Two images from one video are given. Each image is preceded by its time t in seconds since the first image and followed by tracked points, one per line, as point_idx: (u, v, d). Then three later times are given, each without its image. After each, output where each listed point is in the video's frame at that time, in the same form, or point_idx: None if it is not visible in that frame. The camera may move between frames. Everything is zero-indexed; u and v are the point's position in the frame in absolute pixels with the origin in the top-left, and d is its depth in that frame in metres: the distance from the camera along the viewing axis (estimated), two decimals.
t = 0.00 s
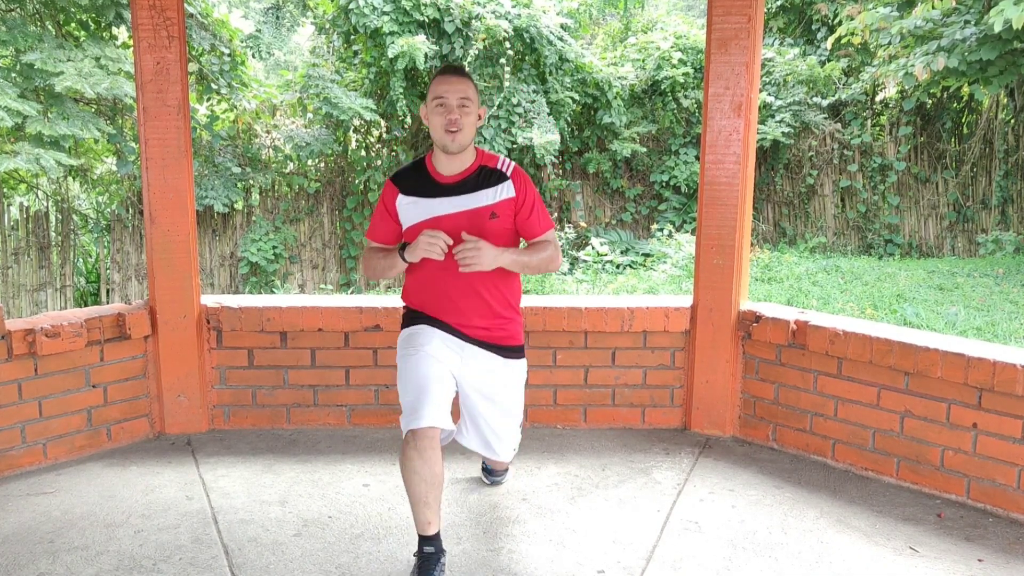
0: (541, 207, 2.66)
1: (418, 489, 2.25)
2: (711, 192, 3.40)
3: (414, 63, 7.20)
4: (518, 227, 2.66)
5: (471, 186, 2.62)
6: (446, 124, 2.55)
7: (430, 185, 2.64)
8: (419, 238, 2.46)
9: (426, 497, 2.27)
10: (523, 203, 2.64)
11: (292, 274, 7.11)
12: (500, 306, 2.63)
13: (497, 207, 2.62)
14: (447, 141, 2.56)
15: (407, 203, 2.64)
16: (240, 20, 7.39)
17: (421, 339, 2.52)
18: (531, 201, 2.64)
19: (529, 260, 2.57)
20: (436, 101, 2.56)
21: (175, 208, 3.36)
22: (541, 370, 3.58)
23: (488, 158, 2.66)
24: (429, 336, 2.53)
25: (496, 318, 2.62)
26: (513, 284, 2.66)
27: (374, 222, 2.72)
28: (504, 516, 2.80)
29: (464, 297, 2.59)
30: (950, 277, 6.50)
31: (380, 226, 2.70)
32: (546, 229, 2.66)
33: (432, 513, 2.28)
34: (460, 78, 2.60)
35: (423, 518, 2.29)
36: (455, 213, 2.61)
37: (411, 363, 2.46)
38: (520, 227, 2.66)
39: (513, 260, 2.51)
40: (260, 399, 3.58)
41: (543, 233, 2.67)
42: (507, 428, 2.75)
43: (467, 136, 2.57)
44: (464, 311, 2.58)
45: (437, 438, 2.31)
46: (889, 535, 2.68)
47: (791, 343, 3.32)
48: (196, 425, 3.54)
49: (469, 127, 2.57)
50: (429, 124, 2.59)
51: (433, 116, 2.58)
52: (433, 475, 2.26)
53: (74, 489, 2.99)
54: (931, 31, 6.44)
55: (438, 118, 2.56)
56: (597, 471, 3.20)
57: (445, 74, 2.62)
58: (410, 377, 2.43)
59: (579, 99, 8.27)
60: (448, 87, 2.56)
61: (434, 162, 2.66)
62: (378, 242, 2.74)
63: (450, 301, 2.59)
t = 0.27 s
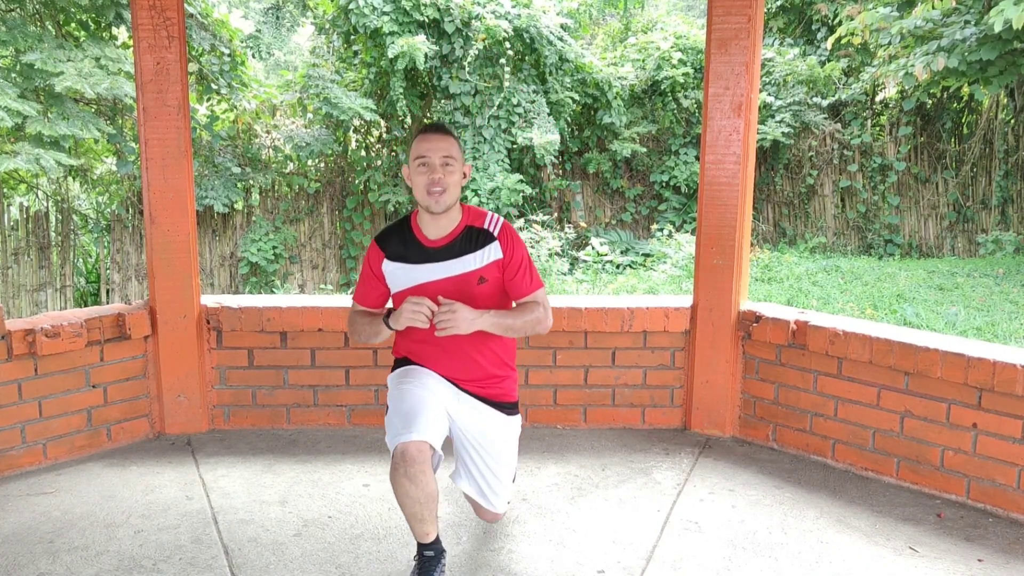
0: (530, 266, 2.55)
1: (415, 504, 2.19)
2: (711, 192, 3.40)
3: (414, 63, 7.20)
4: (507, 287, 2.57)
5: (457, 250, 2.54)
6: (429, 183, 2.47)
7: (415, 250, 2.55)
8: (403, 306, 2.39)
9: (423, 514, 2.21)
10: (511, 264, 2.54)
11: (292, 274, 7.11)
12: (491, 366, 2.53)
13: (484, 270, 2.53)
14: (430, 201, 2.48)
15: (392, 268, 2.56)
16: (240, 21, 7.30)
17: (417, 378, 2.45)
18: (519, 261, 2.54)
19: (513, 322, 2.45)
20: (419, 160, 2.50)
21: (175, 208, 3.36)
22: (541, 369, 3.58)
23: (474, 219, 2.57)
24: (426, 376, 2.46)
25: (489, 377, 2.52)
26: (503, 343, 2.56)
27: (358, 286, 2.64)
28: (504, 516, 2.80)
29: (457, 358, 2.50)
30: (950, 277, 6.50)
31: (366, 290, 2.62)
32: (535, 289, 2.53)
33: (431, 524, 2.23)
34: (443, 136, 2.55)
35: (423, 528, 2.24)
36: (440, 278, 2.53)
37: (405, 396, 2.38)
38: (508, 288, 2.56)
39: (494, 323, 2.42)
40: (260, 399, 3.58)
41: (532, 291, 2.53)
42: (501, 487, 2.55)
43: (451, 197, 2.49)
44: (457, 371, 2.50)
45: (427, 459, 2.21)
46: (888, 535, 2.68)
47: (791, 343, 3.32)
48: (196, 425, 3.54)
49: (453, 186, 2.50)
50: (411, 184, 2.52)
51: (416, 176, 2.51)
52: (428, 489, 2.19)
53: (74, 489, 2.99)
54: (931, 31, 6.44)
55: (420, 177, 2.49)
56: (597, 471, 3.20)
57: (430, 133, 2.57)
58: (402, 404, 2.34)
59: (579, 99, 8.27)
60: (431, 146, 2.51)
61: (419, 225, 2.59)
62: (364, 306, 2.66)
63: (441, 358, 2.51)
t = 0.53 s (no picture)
0: (531, 277, 2.58)
1: (413, 503, 2.18)
2: (711, 192, 3.40)
3: (414, 63, 7.20)
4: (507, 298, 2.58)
5: (457, 260, 2.55)
6: (430, 188, 2.48)
7: (416, 260, 2.57)
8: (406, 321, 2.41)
9: (421, 513, 2.20)
10: (510, 274, 2.56)
11: (292, 274, 7.11)
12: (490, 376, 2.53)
13: (484, 280, 2.55)
14: (431, 207, 2.48)
15: (394, 277, 2.58)
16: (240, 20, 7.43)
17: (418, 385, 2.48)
18: (520, 271, 2.56)
19: (515, 333, 2.47)
20: (421, 167, 2.51)
21: (175, 208, 3.36)
22: (541, 369, 3.58)
23: (476, 228, 2.59)
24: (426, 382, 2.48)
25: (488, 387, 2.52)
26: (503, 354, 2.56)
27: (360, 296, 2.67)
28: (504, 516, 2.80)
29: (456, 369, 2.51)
30: (951, 277, 6.50)
31: (368, 298, 2.65)
32: (535, 300, 2.56)
33: (431, 523, 2.22)
34: (446, 144, 2.57)
35: (423, 528, 2.23)
36: (441, 287, 2.55)
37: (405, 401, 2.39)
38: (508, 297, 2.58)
39: (495, 335, 2.43)
40: (260, 399, 3.58)
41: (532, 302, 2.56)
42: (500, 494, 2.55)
43: (452, 203, 2.49)
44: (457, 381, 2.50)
45: (425, 460, 2.20)
46: (888, 535, 2.68)
47: (791, 343, 3.32)
48: (196, 425, 3.54)
49: (454, 193, 2.50)
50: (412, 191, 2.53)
51: (417, 182, 2.52)
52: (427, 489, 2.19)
53: (74, 489, 2.99)
54: (931, 31, 6.44)
55: (422, 183, 2.50)
56: (597, 470, 3.20)
57: (433, 141, 2.58)
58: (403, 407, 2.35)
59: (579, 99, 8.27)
60: (434, 152, 2.52)
61: (420, 233, 2.60)
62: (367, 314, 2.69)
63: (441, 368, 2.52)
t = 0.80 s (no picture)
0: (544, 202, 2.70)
1: (419, 481, 2.23)
2: (711, 192, 3.40)
3: (414, 63, 7.20)
4: (521, 222, 2.68)
5: (475, 182, 2.64)
6: (451, 115, 2.60)
7: (436, 180, 2.65)
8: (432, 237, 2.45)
9: (427, 491, 2.25)
10: (526, 197, 2.66)
11: (292, 274, 7.11)
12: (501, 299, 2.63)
13: (501, 201, 2.64)
14: (452, 132, 2.60)
15: (413, 196, 2.65)
16: (240, 20, 7.38)
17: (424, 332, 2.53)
18: (535, 195, 2.67)
19: (530, 254, 2.59)
20: (442, 94, 2.61)
21: (175, 208, 3.36)
22: (541, 369, 3.58)
23: (492, 154, 2.69)
24: (432, 328, 2.53)
25: (497, 310, 2.62)
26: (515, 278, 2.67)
27: (377, 218, 2.71)
28: (505, 516, 2.80)
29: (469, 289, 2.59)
30: (951, 277, 6.50)
31: (385, 219, 2.70)
32: (549, 223, 2.69)
33: (432, 509, 2.27)
34: (465, 73, 2.68)
35: (424, 513, 2.27)
36: (459, 207, 2.63)
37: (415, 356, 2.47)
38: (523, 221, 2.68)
39: (515, 254, 2.54)
40: (260, 399, 3.58)
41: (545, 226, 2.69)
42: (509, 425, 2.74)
43: (472, 128, 2.61)
44: (469, 302, 2.59)
45: (439, 430, 2.30)
46: (888, 535, 2.68)
47: (791, 343, 3.32)
48: (196, 425, 3.54)
49: (473, 119, 2.63)
50: (433, 117, 2.64)
51: (438, 109, 2.63)
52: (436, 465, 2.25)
53: (74, 489, 2.99)
54: (931, 31, 6.44)
55: (443, 110, 2.61)
56: (597, 470, 3.20)
57: (452, 69, 2.68)
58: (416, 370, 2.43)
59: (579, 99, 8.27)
60: (455, 80, 2.63)
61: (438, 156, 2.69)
62: (382, 237, 2.72)
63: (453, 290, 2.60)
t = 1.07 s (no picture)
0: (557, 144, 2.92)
1: (442, 424, 2.75)
2: (711, 192, 3.39)
3: (414, 63, 7.20)
4: (535, 158, 2.89)
5: (495, 120, 2.83)
6: (474, 57, 2.71)
7: (458, 118, 2.82)
8: (462, 167, 2.67)
9: (449, 433, 2.76)
10: (542, 136, 2.88)
11: (292, 274, 7.11)
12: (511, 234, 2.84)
13: (519, 138, 2.84)
14: (475, 74, 2.73)
15: (436, 131, 2.81)
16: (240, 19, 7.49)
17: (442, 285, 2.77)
18: (549, 136, 2.89)
19: (547, 188, 2.82)
20: (466, 36, 2.72)
21: (174, 208, 3.36)
22: (541, 369, 3.58)
23: (510, 95, 2.86)
24: (448, 280, 2.77)
25: (508, 246, 2.83)
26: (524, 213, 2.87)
27: (398, 152, 2.85)
28: (505, 516, 2.80)
29: (482, 222, 2.80)
30: (951, 277, 6.49)
31: (406, 153, 2.84)
32: (561, 163, 2.92)
33: (453, 446, 2.77)
34: (487, 16, 2.77)
35: (446, 450, 2.78)
36: (479, 142, 2.81)
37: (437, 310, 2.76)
38: (537, 159, 2.90)
39: (534, 186, 2.77)
40: (260, 399, 3.58)
41: (556, 166, 2.92)
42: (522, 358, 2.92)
43: (493, 70, 2.75)
44: (483, 235, 2.80)
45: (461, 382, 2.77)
46: (888, 535, 2.68)
47: (791, 343, 3.32)
48: (196, 425, 3.54)
49: (495, 62, 2.75)
50: (457, 58, 2.76)
51: (461, 52, 2.74)
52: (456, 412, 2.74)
53: (74, 489, 2.99)
54: (930, 31, 6.44)
55: (466, 52, 2.72)
56: (597, 470, 3.20)
57: (474, 10, 2.77)
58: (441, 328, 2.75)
59: (579, 99, 8.27)
60: (478, 23, 2.72)
61: (458, 95, 2.84)
62: (403, 171, 2.86)
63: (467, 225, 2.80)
